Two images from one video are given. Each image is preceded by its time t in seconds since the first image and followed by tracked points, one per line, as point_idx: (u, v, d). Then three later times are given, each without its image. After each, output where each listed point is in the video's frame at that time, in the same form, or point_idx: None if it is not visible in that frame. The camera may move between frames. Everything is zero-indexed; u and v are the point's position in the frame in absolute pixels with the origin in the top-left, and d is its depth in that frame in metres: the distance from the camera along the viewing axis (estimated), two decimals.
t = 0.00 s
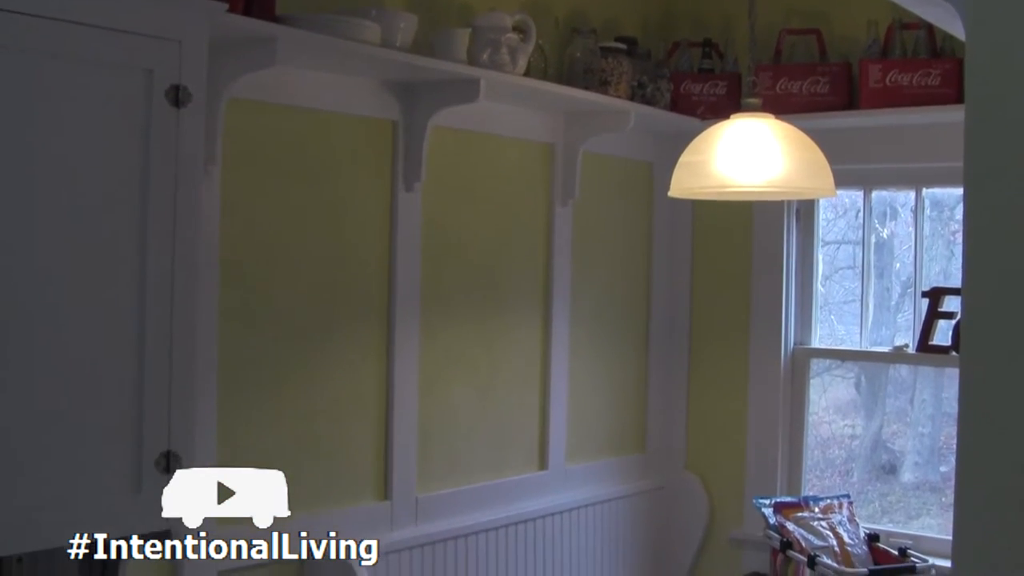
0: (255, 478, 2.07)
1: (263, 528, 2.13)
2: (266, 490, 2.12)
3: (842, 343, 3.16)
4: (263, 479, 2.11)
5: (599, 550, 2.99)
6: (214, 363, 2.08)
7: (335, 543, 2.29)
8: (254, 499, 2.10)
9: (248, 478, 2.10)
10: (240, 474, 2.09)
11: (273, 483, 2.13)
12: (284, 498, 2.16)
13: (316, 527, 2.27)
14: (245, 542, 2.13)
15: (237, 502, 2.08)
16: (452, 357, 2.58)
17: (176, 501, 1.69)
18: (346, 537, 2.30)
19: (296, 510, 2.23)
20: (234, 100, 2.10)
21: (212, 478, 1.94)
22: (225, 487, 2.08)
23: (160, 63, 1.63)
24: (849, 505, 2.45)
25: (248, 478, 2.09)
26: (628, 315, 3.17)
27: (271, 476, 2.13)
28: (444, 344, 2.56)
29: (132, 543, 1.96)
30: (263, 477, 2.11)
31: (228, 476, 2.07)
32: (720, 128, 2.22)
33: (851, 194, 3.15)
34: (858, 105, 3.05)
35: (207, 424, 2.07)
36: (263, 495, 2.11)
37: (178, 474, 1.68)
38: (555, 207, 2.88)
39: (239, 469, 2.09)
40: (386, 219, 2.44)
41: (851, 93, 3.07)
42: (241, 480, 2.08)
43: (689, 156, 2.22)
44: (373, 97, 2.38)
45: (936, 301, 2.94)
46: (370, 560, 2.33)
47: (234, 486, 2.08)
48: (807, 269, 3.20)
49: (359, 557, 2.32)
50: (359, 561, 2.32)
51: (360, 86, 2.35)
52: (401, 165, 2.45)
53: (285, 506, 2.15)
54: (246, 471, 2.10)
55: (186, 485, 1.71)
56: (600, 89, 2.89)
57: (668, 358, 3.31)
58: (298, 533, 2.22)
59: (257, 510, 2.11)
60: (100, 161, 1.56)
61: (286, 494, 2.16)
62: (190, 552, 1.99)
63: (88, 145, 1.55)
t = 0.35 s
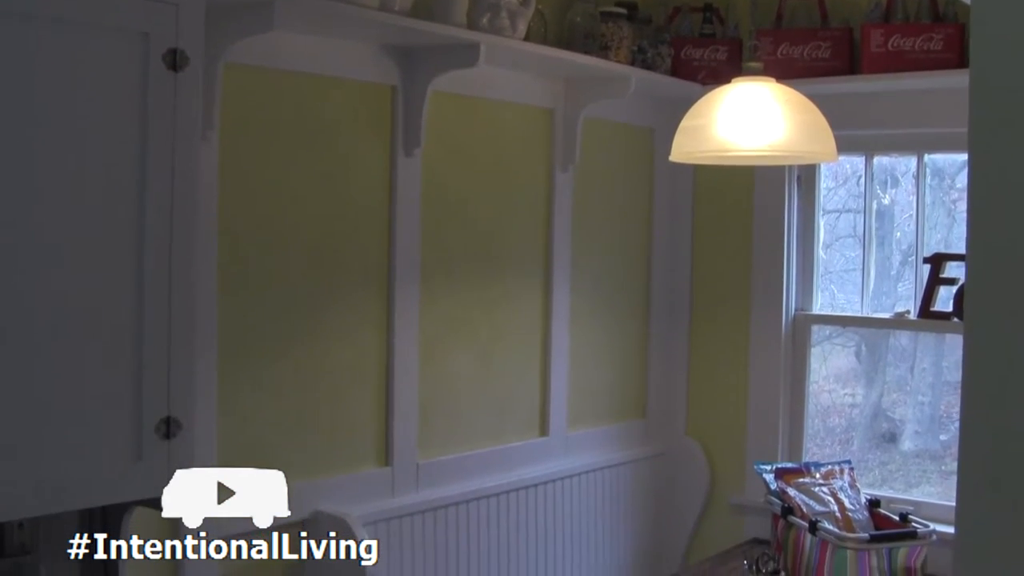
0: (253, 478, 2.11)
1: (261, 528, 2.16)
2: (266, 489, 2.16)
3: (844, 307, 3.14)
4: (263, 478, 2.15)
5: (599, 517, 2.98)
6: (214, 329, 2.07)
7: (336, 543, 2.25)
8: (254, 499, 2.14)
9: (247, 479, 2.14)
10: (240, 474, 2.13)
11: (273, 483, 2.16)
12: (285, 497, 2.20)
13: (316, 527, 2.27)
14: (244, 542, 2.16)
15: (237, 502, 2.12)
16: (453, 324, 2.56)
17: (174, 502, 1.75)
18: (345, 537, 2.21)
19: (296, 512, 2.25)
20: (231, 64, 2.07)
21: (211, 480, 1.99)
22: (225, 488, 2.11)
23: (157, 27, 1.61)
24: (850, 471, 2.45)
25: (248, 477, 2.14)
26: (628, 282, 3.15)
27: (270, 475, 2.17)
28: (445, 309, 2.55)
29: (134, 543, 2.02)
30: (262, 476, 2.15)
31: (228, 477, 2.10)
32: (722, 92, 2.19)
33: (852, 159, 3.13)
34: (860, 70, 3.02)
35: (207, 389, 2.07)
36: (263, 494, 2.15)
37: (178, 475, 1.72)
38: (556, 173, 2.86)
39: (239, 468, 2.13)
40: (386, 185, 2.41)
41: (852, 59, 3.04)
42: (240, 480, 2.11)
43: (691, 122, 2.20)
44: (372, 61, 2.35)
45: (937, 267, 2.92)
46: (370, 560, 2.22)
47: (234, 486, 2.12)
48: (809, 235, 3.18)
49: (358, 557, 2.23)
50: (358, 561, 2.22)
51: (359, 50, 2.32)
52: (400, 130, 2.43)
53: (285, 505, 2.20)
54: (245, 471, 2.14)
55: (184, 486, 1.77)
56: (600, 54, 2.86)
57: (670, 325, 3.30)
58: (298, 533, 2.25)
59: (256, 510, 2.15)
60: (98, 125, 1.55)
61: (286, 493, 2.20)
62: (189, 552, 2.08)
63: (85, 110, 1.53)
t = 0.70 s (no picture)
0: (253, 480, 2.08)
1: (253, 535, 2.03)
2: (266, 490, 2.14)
3: (844, 265, 3.10)
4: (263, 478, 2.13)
5: (598, 473, 2.98)
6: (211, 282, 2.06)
7: (335, 543, 2.25)
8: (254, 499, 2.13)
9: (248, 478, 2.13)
10: (241, 473, 2.10)
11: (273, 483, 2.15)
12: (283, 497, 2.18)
13: (316, 527, 2.29)
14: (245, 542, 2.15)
15: (237, 501, 2.12)
16: (453, 279, 2.54)
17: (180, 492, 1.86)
18: (346, 537, 2.23)
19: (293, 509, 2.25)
20: (228, 16, 2.05)
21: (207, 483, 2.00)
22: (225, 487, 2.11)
23: None
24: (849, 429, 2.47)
25: (245, 478, 2.10)
26: (627, 238, 3.12)
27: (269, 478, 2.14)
28: (444, 266, 2.52)
29: (132, 542, 2.01)
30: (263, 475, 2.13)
31: (227, 476, 2.10)
32: (725, 43, 2.16)
33: (854, 116, 3.07)
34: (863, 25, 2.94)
35: (205, 345, 2.07)
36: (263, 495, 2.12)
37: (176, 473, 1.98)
38: (556, 129, 2.82)
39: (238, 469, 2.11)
40: (386, 140, 2.38)
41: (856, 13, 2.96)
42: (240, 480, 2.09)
43: (694, 73, 2.16)
44: (370, 13, 2.31)
45: (938, 224, 2.89)
46: (369, 560, 2.20)
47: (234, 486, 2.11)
48: (811, 192, 3.12)
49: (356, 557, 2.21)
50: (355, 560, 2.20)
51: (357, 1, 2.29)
52: (399, 83, 2.39)
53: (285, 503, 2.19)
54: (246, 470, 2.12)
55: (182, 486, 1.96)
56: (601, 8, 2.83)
57: (669, 282, 3.27)
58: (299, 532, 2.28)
59: (256, 510, 2.14)
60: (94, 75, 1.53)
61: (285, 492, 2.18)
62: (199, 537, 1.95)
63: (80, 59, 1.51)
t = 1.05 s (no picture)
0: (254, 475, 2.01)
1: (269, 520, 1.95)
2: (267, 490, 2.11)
3: (843, 228, 3.04)
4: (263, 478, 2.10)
5: (598, 433, 2.98)
6: (208, 241, 2.05)
7: (335, 542, 2.25)
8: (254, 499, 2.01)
9: (246, 478, 2.01)
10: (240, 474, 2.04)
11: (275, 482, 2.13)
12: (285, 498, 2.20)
13: (316, 527, 2.29)
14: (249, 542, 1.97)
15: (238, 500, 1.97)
16: (451, 241, 2.53)
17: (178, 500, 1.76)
18: (345, 537, 2.22)
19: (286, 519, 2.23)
20: None
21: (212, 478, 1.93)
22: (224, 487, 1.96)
23: None
24: (847, 391, 2.47)
25: (247, 477, 2.06)
26: (625, 201, 3.10)
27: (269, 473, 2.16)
28: (441, 228, 2.51)
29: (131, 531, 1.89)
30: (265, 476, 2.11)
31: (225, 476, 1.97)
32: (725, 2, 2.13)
33: (852, 80, 3.00)
34: None
35: (202, 305, 2.07)
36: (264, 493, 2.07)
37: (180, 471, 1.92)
38: (553, 91, 2.79)
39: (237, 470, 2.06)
40: (382, 99, 2.36)
41: None
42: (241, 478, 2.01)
43: (692, 32, 2.13)
44: None
45: (937, 187, 2.83)
46: (369, 559, 2.25)
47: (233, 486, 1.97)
48: (809, 155, 3.07)
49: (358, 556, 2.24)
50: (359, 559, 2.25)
51: None
52: (396, 41, 2.36)
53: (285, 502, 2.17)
54: (242, 469, 2.01)
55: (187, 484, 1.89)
56: None
57: (666, 246, 3.25)
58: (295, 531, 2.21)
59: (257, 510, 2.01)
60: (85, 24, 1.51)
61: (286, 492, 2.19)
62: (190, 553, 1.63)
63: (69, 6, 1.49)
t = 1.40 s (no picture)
0: (257, 476, 1.88)
1: (264, 529, 1.88)
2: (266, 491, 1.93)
3: (842, 184, 3.02)
4: (264, 478, 1.94)
5: (596, 390, 2.98)
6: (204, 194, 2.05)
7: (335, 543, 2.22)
8: (254, 500, 1.89)
9: (247, 478, 1.90)
10: (240, 473, 1.90)
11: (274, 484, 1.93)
12: (285, 498, 2.07)
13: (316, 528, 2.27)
14: (244, 541, 1.85)
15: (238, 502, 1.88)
16: (448, 198, 2.52)
17: (177, 500, 1.79)
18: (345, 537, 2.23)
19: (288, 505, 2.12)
20: None
21: (210, 480, 1.84)
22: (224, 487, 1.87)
23: None
24: (844, 347, 2.47)
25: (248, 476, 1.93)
26: (621, 161, 3.08)
27: (270, 474, 2.01)
28: (438, 181, 2.49)
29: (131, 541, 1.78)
30: (264, 477, 1.92)
31: (225, 475, 1.87)
32: None
33: (852, 35, 2.97)
34: None
35: (197, 260, 2.06)
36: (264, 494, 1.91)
37: (177, 474, 1.80)
38: (550, 48, 2.77)
39: (236, 468, 1.90)
40: (377, 53, 2.34)
41: None
42: (241, 479, 1.88)
43: None
44: None
45: (936, 143, 2.80)
46: (369, 559, 2.28)
47: (233, 486, 1.87)
48: (808, 111, 3.04)
49: (358, 556, 2.28)
50: (357, 561, 2.30)
51: None
52: None
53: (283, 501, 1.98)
54: (242, 469, 1.89)
55: (185, 486, 1.80)
56: None
57: (664, 207, 3.22)
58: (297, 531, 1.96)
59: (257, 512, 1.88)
60: None
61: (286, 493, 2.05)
62: (189, 552, 1.78)
63: None
